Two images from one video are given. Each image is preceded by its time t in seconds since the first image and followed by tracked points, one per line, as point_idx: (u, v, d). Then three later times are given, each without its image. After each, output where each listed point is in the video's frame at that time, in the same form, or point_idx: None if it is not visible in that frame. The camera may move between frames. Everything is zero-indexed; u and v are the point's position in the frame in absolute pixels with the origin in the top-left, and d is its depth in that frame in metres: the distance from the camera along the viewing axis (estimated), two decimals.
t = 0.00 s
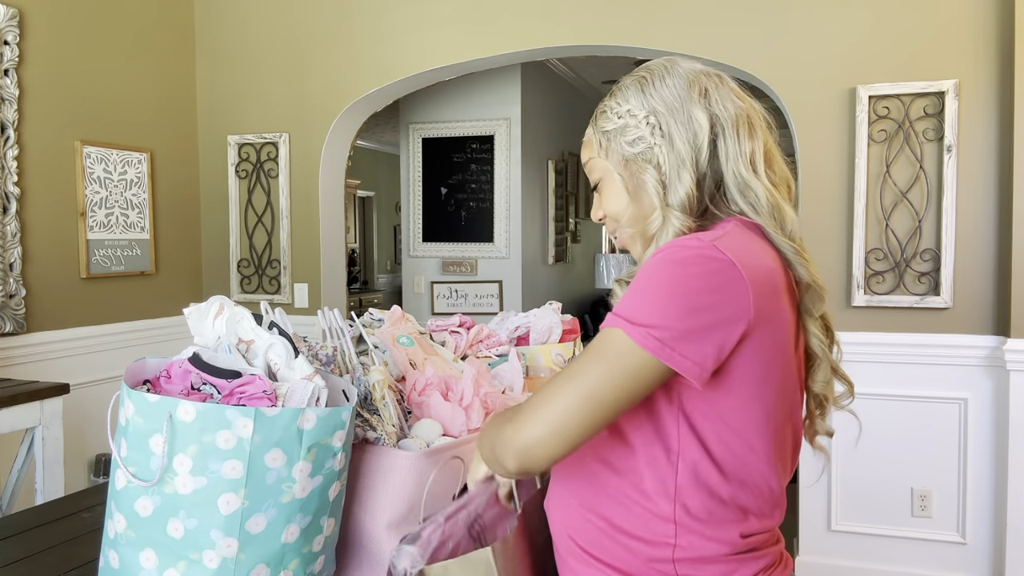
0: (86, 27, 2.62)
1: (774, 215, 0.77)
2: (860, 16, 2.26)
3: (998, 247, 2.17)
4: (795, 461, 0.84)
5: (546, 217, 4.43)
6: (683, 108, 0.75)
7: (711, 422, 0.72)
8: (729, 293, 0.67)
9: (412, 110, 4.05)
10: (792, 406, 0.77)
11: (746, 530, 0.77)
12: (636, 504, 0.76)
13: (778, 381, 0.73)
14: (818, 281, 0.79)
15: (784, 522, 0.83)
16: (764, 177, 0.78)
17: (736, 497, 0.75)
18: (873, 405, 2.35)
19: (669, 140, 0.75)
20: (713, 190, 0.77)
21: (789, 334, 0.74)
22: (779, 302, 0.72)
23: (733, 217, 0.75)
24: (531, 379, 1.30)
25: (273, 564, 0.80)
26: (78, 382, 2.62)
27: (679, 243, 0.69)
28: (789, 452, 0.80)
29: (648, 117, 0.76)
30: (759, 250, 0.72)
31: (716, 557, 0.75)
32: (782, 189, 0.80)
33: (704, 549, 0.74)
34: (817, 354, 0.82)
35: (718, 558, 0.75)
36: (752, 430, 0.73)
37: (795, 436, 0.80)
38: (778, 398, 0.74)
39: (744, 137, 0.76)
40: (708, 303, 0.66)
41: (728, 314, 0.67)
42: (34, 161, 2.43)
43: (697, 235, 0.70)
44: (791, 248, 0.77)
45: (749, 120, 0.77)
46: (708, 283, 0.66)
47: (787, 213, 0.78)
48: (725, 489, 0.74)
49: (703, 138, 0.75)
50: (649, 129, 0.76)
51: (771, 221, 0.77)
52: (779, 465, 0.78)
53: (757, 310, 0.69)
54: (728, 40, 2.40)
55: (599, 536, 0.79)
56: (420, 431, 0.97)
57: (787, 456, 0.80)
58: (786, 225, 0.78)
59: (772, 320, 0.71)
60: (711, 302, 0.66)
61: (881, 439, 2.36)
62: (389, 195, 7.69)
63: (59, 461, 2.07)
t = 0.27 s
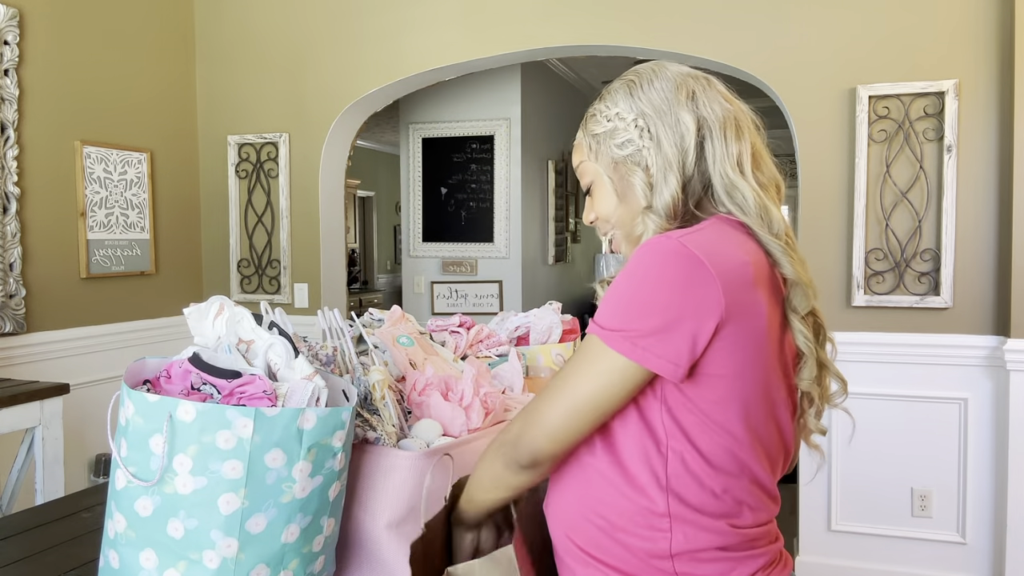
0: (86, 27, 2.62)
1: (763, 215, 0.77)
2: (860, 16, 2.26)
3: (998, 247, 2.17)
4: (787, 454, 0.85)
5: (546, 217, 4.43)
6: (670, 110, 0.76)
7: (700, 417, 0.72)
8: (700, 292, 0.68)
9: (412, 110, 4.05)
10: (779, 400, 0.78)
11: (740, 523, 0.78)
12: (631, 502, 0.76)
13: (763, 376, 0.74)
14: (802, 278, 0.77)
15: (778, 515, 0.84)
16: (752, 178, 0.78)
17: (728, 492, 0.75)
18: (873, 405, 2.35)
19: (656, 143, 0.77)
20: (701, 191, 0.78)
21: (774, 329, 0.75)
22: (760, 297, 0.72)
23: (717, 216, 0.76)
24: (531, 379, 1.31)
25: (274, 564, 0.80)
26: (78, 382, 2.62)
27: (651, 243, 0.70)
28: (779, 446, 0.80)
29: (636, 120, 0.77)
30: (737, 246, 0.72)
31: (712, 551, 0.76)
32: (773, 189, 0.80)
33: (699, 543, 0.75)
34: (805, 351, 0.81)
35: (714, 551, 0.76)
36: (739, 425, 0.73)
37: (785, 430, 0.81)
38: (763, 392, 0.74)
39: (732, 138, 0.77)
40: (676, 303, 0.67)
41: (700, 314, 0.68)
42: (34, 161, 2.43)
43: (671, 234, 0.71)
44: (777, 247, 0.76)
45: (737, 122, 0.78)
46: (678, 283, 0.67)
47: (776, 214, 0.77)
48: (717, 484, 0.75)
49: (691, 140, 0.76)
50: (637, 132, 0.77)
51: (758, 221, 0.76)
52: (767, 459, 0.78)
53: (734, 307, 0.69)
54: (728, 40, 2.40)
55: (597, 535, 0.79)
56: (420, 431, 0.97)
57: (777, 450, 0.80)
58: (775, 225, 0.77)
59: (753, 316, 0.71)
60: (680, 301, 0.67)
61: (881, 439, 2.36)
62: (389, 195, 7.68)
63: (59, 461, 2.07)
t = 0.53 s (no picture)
0: (86, 27, 2.62)
1: (757, 215, 0.77)
2: (860, 16, 2.26)
3: (998, 247, 2.17)
4: (787, 452, 0.84)
5: (546, 217, 4.43)
6: (665, 112, 0.76)
7: (697, 417, 0.72)
8: (691, 297, 0.68)
9: (412, 110, 4.05)
10: (775, 399, 0.78)
11: (741, 521, 0.77)
12: (632, 502, 0.76)
13: (758, 376, 0.74)
14: (795, 278, 0.77)
15: (779, 513, 0.84)
16: (746, 178, 0.78)
17: (727, 490, 0.75)
18: (873, 405, 2.35)
19: (651, 145, 0.76)
20: (696, 191, 0.78)
21: (768, 329, 0.75)
22: (753, 298, 0.72)
23: (709, 218, 0.76)
24: (531, 379, 1.31)
25: (274, 564, 0.80)
26: (78, 382, 2.62)
27: (641, 251, 0.70)
28: (777, 444, 0.80)
29: (631, 122, 0.77)
30: (728, 249, 0.72)
31: (714, 549, 0.75)
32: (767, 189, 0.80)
33: (702, 542, 0.75)
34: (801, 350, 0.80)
35: (716, 549, 0.75)
36: (735, 425, 0.73)
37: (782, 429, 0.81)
38: (758, 392, 0.74)
39: (726, 138, 0.77)
40: (668, 310, 0.67)
41: (693, 319, 0.68)
42: (34, 161, 2.43)
43: (659, 241, 0.71)
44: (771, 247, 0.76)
45: (731, 122, 0.78)
46: (668, 290, 0.67)
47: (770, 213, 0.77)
48: (717, 483, 0.74)
49: (685, 141, 0.76)
50: (632, 134, 0.77)
51: (753, 221, 0.77)
52: (765, 458, 0.78)
53: (726, 310, 0.69)
54: (728, 40, 2.40)
55: (599, 536, 0.78)
56: (420, 431, 0.97)
57: (776, 448, 0.80)
58: (769, 224, 0.77)
59: (746, 317, 0.71)
60: (671, 308, 0.67)
61: (881, 439, 2.36)
62: (389, 195, 7.69)
63: (59, 461, 2.07)
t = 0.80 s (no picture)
0: (85, 27, 2.62)
1: (768, 223, 0.78)
2: (860, 16, 2.26)
3: (998, 247, 2.17)
4: (789, 451, 0.84)
5: (546, 217, 4.43)
6: (695, 108, 0.75)
7: (699, 417, 0.72)
8: (693, 301, 0.67)
9: (412, 110, 4.05)
10: (777, 399, 0.77)
11: (745, 520, 0.77)
12: (635, 501, 0.76)
13: (759, 376, 0.74)
14: (797, 281, 0.77)
15: (783, 512, 0.83)
16: (760, 186, 0.79)
17: (731, 490, 0.75)
18: (872, 405, 2.35)
19: (678, 139, 0.75)
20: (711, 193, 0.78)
21: (769, 330, 0.75)
22: (753, 299, 0.72)
23: (712, 219, 0.76)
24: (531, 379, 1.31)
25: (274, 565, 0.80)
26: (78, 382, 2.62)
27: (642, 255, 0.70)
28: (780, 444, 0.80)
29: (659, 112, 0.75)
30: (729, 251, 0.72)
31: (719, 548, 0.75)
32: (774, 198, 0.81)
33: (706, 540, 0.75)
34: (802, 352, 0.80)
35: (720, 548, 0.75)
36: (737, 425, 0.73)
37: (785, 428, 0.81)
38: (760, 392, 0.74)
39: (746, 147, 0.77)
40: (669, 314, 0.67)
41: (694, 323, 0.68)
42: (35, 161, 2.43)
43: (659, 245, 0.71)
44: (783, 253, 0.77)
45: (751, 132, 0.79)
46: (669, 294, 0.67)
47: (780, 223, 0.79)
48: (720, 483, 0.74)
49: (711, 141, 0.75)
50: (659, 124, 0.75)
51: (765, 228, 0.77)
52: (768, 458, 0.78)
53: (727, 311, 0.69)
54: (728, 40, 2.40)
55: (604, 533, 0.78)
56: (420, 431, 0.97)
57: (778, 448, 0.80)
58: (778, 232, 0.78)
59: (747, 318, 0.71)
60: (672, 312, 0.67)
61: (881, 439, 2.36)
62: (389, 195, 7.69)
63: (60, 461, 2.07)
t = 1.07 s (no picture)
0: (85, 27, 2.62)
1: (776, 225, 0.79)
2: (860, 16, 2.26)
3: (998, 247, 2.17)
4: (794, 452, 0.84)
5: (546, 217, 4.43)
6: (708, 108, 0.75)
7: (705, 421, 0.72)
8: (706, 308, 0.67)
9: (412, 110, 4.05)
10: (784, 402, 0.77)
11: (748, 521, 0.77)
12: (639, 502, 0.76)
13: (766, 380, 0.73)
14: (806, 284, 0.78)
15: (785, 511, 0.84)
16: (769, 188, 0.80)
17: (735, 491, 0.75)
18: (872, 405, 2.35)
19: (692, 138, 0.74)
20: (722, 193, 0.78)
21: (777, 335, 0.74)
22: (763, 305, 0.71)
23: (711, 224, 0.75)
24: (531, 379, 1.31)
25: (274, 564, 0.80)
26: (78, 382, 2.62)
27: (655, 261, 0.69)
28: (785, 446, 0.80)
29: (672, 110, 0.74)
30: (739, 257, 0.71)
31: (720, 548, 0.75)
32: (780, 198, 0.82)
33: (709, 539, 0.75)
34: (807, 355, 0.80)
35: (721, 548, 0.75)
36: (744, 428, 0.73)
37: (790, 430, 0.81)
38: (768, 397, 0.74)
39: (757, 148, 0.78)
40: (682, 322, 0.66)
41: (707, 330, 0.67)
42: (35, 161, 2.43)
43: (671, 251, 0.70)
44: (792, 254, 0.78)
45: (759, 133, 0.80)
46: (682, 301, 0.66)
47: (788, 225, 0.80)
48: (724, 485, 0.74)
49: (724, 141, 0.75)
50: (672, 123, 0.74)
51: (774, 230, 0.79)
52: (773, 460, 0.78)
53: (738, 318, 0.68)
54: (728, 40, 2.40)
55: (606, 531, 0.78)
56: (420, 432, 0.97)
57: (783, 450, 0.80)
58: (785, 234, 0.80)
59: (758, 323, 0.71)
60: (686, 319, 0.66)
61: (881, 438, 2.36)
62: (389, 195, 7.68)
63: (60, 461, 2.07)
